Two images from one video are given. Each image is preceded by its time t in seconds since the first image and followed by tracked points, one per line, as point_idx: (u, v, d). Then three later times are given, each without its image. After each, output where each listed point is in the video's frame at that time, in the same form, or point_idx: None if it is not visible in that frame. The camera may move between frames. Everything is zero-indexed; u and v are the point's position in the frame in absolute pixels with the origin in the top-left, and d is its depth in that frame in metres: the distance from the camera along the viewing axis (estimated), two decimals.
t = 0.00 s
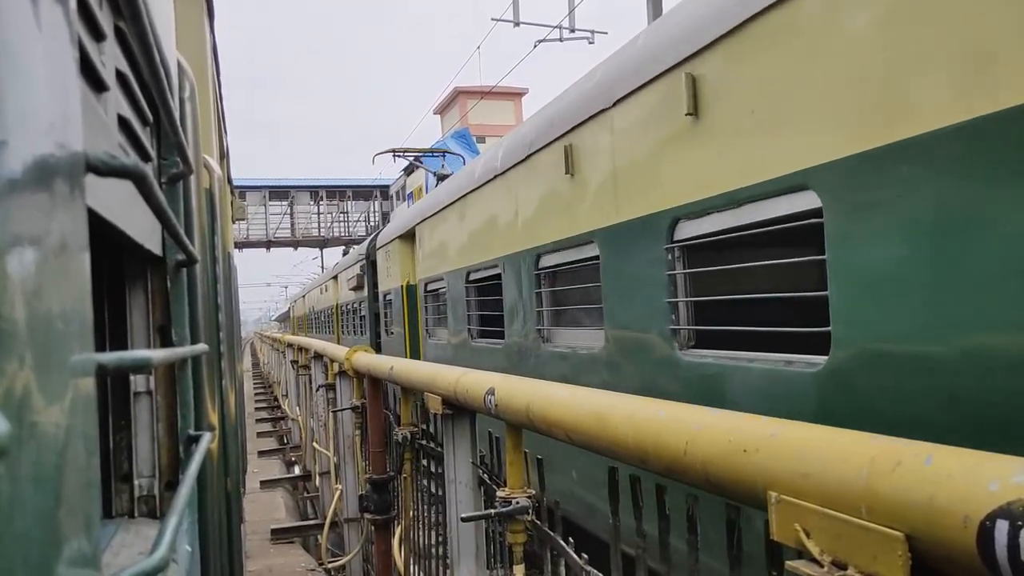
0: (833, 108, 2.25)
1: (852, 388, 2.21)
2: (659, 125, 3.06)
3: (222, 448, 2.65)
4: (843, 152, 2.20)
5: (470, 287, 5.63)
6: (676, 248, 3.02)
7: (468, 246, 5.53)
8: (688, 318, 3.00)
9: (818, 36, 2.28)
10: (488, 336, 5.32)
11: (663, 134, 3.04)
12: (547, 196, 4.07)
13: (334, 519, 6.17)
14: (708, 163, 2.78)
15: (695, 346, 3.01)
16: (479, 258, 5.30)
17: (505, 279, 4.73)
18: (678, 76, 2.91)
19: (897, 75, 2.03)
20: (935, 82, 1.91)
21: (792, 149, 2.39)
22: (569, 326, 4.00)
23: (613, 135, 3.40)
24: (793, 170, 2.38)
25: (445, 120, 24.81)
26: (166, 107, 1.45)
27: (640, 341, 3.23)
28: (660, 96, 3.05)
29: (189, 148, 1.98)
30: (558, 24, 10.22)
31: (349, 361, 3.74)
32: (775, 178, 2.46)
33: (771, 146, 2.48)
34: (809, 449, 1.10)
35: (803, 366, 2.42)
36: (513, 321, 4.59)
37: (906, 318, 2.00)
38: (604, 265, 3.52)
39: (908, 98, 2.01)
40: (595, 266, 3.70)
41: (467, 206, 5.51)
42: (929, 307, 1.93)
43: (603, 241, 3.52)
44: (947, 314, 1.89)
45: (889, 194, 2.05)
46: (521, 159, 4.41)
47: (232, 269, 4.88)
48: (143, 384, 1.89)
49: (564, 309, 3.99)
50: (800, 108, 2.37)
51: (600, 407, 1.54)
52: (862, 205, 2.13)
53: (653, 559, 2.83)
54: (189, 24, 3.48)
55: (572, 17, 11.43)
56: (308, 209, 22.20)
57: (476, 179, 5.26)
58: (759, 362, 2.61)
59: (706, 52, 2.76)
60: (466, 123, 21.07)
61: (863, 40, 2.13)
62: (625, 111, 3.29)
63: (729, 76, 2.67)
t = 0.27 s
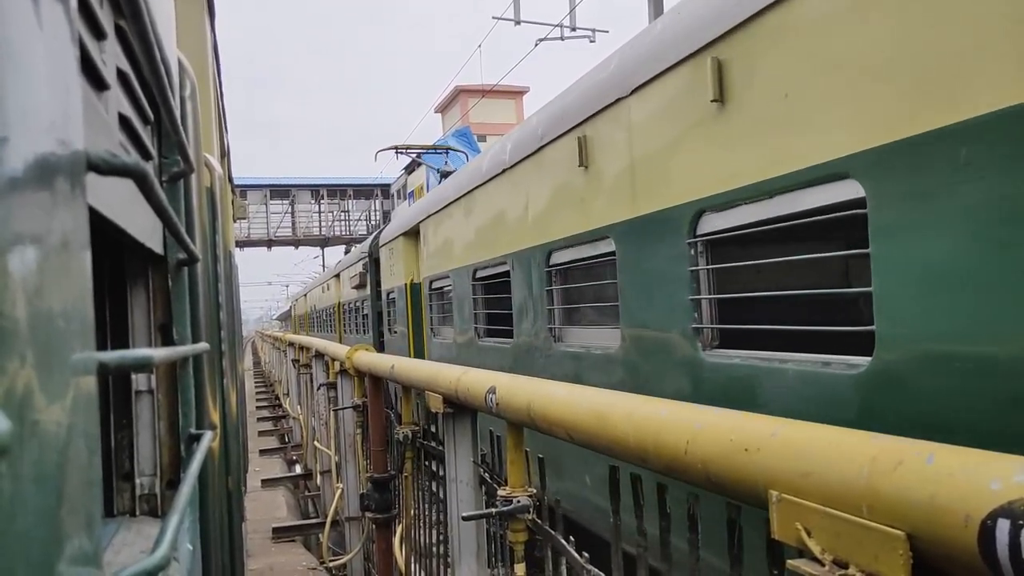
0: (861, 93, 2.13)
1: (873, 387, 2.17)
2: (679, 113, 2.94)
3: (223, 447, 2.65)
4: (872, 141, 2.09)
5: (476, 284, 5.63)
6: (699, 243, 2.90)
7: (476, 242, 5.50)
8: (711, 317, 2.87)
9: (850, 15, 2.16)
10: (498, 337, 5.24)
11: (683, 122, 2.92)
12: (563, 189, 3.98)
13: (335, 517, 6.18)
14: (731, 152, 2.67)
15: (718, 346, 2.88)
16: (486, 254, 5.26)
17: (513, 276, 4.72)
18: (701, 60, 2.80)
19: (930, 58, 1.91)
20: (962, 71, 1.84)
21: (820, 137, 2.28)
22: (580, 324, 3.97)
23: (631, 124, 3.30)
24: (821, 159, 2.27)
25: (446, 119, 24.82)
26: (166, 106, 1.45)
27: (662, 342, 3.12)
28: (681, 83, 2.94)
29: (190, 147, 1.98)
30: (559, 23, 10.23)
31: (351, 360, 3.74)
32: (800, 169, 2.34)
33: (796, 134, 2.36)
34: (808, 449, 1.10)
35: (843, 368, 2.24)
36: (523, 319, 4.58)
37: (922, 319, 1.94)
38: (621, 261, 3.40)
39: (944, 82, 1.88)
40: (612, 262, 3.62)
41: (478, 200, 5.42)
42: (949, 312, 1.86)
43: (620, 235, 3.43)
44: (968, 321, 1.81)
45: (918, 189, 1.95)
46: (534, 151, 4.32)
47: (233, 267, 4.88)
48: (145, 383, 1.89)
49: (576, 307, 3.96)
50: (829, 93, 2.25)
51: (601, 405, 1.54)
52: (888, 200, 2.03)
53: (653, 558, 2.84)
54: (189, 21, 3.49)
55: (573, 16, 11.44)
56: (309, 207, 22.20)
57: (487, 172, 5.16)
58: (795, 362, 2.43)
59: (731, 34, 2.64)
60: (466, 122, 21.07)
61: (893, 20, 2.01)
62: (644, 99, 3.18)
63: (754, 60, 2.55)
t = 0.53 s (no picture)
0: (877, 86, 2.12)
1: (883, 387, 2.17)
2: (691, 108, 2.93)
3: (224, 447, 2.64)
4: (888, 134, 2.08)
5: (481, 284, 5.64)
6: (714, 240, 2.88)
7: (479, 242, 5.50)
8: (726, 317, 2.87)
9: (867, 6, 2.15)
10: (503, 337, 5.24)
11: (695, 117, 2.92)
12: (571, 186, 3.97)
13: (336, 518, 6.17)
14: (745, 146, 2.66)
15: (734, 347, 2.88)
16: (491, 255, 5.26)
17: (519, 276, 4.72)
18: (713, 53, 2.79)
19: (949, 50, 1.91)
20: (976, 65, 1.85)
21: (836, 131, 2.27)
22: (589, 324, 3.97)
23: (642, 120, 3.29)
24: (838, 153, 2.26)
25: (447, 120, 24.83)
26: (168, 106, 1.45)
27: (674, 342, 3.12)
28: (693, 77, 2.93)
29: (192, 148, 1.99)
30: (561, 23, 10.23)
31: (352, 360, 3.74)
32: (815, 164, 2.34)
33: (812, 128, 2.35)
34: (810, 449, 1.10)
35: (871, 370, 2.21)
36: (530, 318, 4.57)
37: (954, 316, 1.91)
38: (632, 259, 3.40)
39: (963, 75, 1.88)
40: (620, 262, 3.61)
41: (483, 199, 5.41)
42: (983, 308, 1.84)
43: (631, 232, 3.42)
44: (1004, 317, 1.79)
45: (948, 183, 1.92)
46: (541, 148, 4.32)
47: (234, 267, 4.88)
48: (146, 384, 1.90)
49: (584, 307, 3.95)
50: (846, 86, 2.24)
51: (603, 406, 1.54)
52: (914, 195, 2.00)
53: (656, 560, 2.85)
54: (190, 21, 3.50)
55: (575, 16, 11.44)
56: (310, 208, 22.21)
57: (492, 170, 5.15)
58: (816, 363, 2.42)
59: (744, 27, 2.63)
60: (467, 122, 21.09)
61: (909, 12, 2.00)
62: (655, 94, 3.17)
63: (768, 53, 2.54)
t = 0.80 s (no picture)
0: (879, 86, 2.13)
1: (888, 388, 2.16)
2: (693, 107, 2.93)
3: (223, 447, 2.64)
4: (891, 133, 2.09)
5: (481, 284, 5.63)
6: (716, 239, 2.89)
7: (480, 241, 5.51)
8: (729, 316, 2.87)
9: (870, 5, 2.15)
10: (504, 337, 5.25)
11: (697, 116, 2.92)
12: (572, 186, 3.97)
13: (336, 518, 6.17)
14: (748, 146, 2.66)
15: (736, 347, 2.87)
16: (491, 255, 5.27)
17: (521, 275, 4.71)
18: (716, 53, 2.79)
19: (952, 50, 1.91)
20: (977, 65, 1.85)
21: (839, 130, 2.27)
22: (591, 324, 3.97)
23: (644, 119, 3.28)
24: (840, 153, 2.27)
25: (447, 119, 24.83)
26: (169, 107, 1.45)
27: (675, 342, 3.13)
28: (695, 76, 2.93)
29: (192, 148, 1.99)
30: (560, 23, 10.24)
31: (352, 360, 3.74)
32: (818, 163, 2.34)
33: (814, 127, 2.36)
34: (809, 449, 1.10)
35: (876, 371, 2.21)
36: (531, 318, 4.57)
37: (964, 315, 1.91)
38: (635, 259, 3.40)
39: (965, 74, 1.88)
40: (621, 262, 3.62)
41: (484, 198, 5.41)
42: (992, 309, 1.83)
43: (632, 232, 3.42)
44: (1012, 317, 1.79)
45: (955, 183, 1.92)
46: (542, 147, 4.32)
47: (234, 267, 4.88)
48: (146, 383, 1.90)
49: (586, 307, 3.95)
50: (848, 86, 2.25)
51: (602, 406, 1.54)
52: (922, 195, 2.00)
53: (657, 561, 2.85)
54: (191, 20, 3.50)
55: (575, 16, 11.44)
56: (310, 208, 22.21)
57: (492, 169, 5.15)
58: (821, 364, 2.42)
59: (748, 26, 2.63)
60: (467, 122, 21.09)
61: (912, 12, 2.00)
62: (658, 93, 3.17)
63: (771, 52, 2.54)
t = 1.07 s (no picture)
0: (878, 87, 2.13)
1: (889, 389, 2.16)
2: (693, 109, 2.93)
3: (224, 448, 2.64)
4: (890, 134, 2.09)
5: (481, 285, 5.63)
6: (715, 241, 2.88)
7: (480, 243, 5.51)
8: (729, 318, 2.86)
9: (869, 7, 2.16)
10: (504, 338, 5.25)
11: (696, 118, 2.92)
12: (572, 187, 3.97)
13: (336, 519, 6.17)
14: (747, 147, 2.66)
15: (736, 348, 2.87)
16: (491, 256, 5.27)
17: (521, 276, 4.71)
18: (715, 55, 2.79)
19: (952, 50, 1.91)
20: (978, 65, 1.85)
21: (839, 131, 2.27)
22: (590, 325, 3.97)
23: (643, 121, 3.28)
24: (839, 154, 2.27)
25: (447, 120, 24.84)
26: (169, 108, 1.45)
27: (675, 344, 3.12)
28: (694, 78, 2.93)
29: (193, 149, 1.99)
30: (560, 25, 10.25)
31: (352, 361, 3.73)
32: (817, 165, 2.34)
33: (813, 129, 2.36)
34: (810, 450, 1.10)
35: (875, 372, 2.21)
36: (531, 320, 4.57)
37: (963, 317, 1.91)
38: (634, 261, 3.40)
39: (966, 75, 1.88)
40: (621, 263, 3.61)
41: (484, 199, 5.41)
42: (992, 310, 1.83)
43: (631, 233, 3.42)
44: (1011, 319, 1.79)
45: (954, 184, 1.91)
46: (542, 149, 4.32)
47: (235, 268, 4.88)
48: (146, 385, 1.90)
49: (585, 309, 3.95)
50: (847, 88, 2.25)
51: (602, 407, 1.54)
52: (920, 197, 2.00)
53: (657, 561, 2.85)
54: (191, 21, 3.50)
55: (574, 17, 11.45)
56: (311, 209, 22.22)
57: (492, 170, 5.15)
58: (820, 365, 2.42)
59: (746, 28, 2.63)
60: (467, 123, 21.10)
61: (911, 13, 2.00)
62: (657, 95, 3.17)
63: (770, 55, 2.54)
